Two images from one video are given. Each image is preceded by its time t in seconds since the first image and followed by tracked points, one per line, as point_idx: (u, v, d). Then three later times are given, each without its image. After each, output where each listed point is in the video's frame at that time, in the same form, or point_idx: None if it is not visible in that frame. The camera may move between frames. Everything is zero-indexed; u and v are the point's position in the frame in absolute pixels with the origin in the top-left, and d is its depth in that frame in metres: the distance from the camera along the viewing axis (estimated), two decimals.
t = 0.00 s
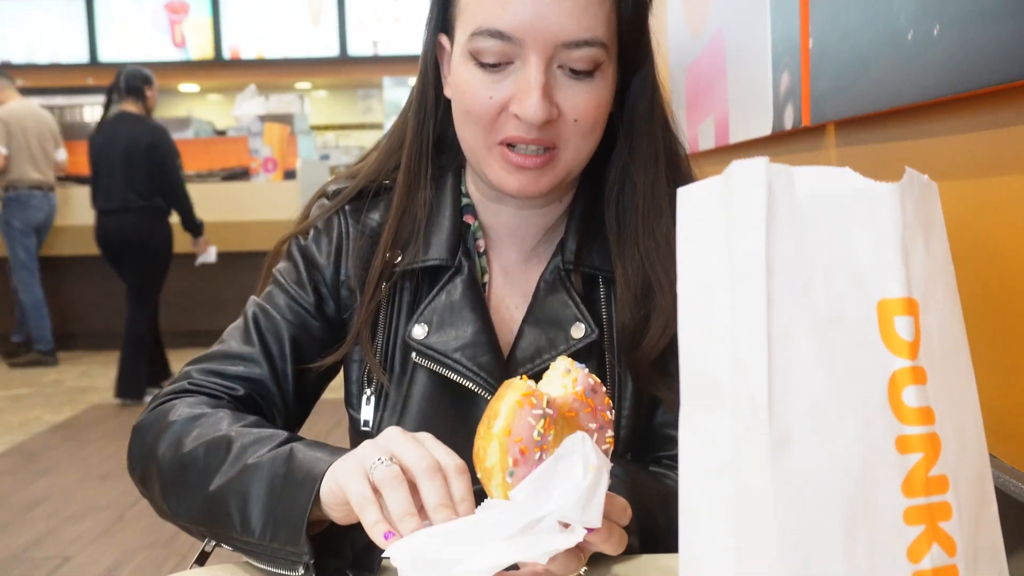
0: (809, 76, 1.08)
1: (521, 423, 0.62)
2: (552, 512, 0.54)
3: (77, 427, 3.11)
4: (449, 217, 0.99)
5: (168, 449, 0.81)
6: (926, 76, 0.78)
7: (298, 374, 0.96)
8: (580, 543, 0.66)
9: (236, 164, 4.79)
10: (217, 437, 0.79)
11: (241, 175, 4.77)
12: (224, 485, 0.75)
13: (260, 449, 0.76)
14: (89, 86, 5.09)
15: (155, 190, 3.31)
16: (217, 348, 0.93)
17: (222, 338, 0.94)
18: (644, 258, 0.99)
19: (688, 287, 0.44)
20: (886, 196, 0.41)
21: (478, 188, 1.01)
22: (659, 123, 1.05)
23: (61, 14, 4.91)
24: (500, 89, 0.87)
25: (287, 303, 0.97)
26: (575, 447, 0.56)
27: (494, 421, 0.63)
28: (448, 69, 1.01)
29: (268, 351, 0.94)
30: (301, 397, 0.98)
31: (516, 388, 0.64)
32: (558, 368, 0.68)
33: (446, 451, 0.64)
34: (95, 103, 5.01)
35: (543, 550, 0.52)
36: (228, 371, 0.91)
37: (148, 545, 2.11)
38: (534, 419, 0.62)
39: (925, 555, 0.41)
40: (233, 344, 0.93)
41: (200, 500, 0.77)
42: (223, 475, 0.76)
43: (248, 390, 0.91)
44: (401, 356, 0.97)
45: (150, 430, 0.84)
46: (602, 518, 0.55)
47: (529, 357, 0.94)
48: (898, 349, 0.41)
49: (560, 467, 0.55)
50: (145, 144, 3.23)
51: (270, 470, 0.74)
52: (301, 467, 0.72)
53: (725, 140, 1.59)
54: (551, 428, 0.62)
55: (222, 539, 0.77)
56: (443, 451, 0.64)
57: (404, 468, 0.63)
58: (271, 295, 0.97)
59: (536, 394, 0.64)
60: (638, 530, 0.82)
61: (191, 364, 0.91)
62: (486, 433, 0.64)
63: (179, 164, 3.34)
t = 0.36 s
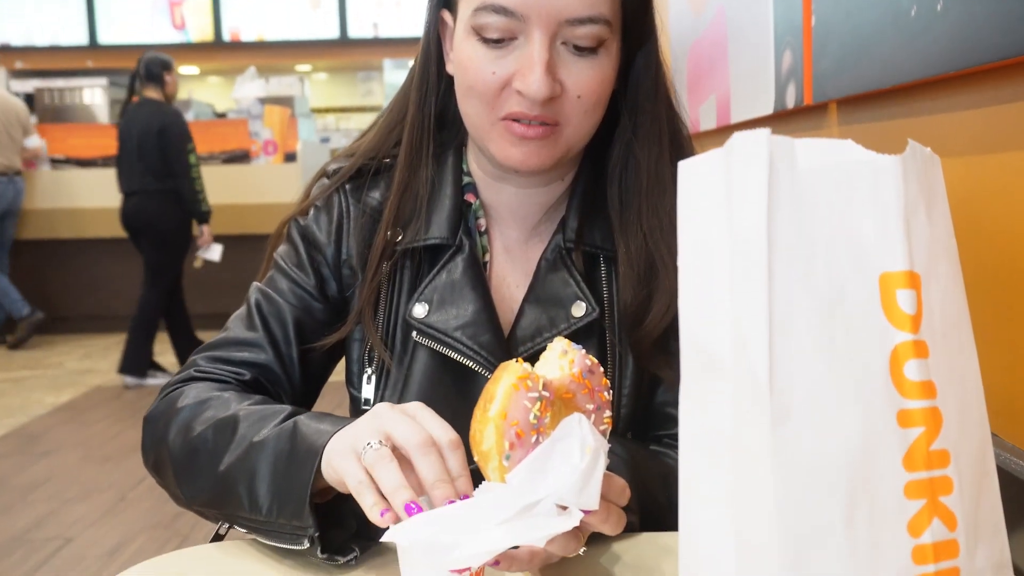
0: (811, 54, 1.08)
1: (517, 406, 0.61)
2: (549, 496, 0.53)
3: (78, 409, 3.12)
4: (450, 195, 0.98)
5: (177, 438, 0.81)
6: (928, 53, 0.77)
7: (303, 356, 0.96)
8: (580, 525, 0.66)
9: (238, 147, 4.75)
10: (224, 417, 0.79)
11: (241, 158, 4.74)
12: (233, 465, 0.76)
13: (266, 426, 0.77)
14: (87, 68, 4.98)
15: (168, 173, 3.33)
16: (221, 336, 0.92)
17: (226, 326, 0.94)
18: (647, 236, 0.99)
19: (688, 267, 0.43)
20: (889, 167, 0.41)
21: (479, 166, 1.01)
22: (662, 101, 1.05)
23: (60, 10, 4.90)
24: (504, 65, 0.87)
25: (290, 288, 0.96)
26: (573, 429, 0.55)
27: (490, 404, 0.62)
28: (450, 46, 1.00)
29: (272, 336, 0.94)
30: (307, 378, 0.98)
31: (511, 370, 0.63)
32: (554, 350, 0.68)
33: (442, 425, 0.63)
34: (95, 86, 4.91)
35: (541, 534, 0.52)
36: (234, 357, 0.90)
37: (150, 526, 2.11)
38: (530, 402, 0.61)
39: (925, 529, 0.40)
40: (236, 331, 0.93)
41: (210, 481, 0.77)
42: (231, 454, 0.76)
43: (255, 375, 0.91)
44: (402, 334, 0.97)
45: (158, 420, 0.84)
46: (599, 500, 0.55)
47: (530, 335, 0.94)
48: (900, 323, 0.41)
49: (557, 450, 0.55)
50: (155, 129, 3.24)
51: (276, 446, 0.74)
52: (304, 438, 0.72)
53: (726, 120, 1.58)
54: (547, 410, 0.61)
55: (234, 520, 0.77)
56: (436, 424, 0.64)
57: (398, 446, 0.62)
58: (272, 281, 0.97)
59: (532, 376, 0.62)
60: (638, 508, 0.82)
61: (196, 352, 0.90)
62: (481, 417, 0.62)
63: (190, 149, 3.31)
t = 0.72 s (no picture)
0: (813, 40, 1.07)
1: (515, 397, 0.60)
2: (549, 487, 0.53)
3: (78, 396, 3.12)
4: (451, 180, 0.98)
5: (181, 421, 0.81)
6: (929, 40, 0.77)
7: (305, 341, 0.96)
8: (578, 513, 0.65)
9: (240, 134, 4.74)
10: (227, 395, 0.79)
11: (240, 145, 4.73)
12: (238, 441, 0.76)
13: (270, 399, 0.77)
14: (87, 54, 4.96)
15: (187, 150, 3.33)
16: (222, 322, 0.92)
17: (226, 313, 0.94)
18: (649, 225, 0.99)
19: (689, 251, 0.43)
20: (890, 152, 0.40)
21: (480, 150, 1.00)
22: (667, 89, 1.05)
23: None
24: (507, 50, 0.86)
25: (291, 274, 0.96)
26: (571, 418, 0.56)
27: (489, 394, 0.62)
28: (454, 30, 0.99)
29: (273, 321, 0.93)
30: (308, 361, 0.98)
31: (510, 360, 0.63)
32: (553, 339, 0.68)
33: (437, 403, 0.63)
34: (94, 72, 4.92)
35: (538, 524, 0.51)
36: (233, 342, 0.90)
37: (150, 512, 2.11)
38: (529, 392, 0.60)
39: (925, 514, 0.40)
40: (237, 317, 0.93)
41: (216, 461, 0.77)
42: (237, 430, 0.76)
43: (257, 360, 0.91)
44: (403, 319, 0.97)
45: (162, 405, 0.84)
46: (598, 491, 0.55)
47: (530, 322, 0.94)
48: (900, 308, 0.41)
49: (556, 439, 0.55)
50: (171, 111, 3.27)
51: (281, 419, 0.73)
52: (307, 407, 0.72)
53: (728, 107, 1.58)
54: (546, 399, 0.61)
55: (242, 498, 0.77)
56: (432, 403, 0.63)
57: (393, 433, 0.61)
58: (273, 267, 0.97)
59: (530, 365, 0.62)
60: (638, 493, 0.82)
61: (197, 339, 0.90)
62: (480, 407, 0.63)
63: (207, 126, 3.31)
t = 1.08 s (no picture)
0: (815, 27, 1.07)
1: (531, 385, 0.60)
2: (561, 475, 0.53)
3: (77, 385, 3.12)
4: (455, 166, 0.98)
5: (178, 392, 0.81)
6: (931, 27, 0.77)
7: (302, 325, 0.96)
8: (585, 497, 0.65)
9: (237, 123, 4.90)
10: (225, 364, 0.79)
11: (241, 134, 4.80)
12: (238, 407, 0.75)
13: (271, 363, 0.77)
14: (86, 43, 4.88)
15: (206, 147, 3.31)
16: (221, 301, 0.92)
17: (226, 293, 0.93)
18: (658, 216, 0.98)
19: (689, 230, 0.43)
20: (894, 134, 0.40)
21: (485, 135, 1.00)
22: (677, 82, 1.05)
23: None
24: (520, 37, 0.86)
25: (293, 257, 0.96)
26: (584, 407, 0.55)
27: (503, 382, 0.61)
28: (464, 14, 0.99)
29: (273, 302, 0.93)
30: (307, 337, 0.98)
31: (525, 349, 0.62)
32: (566, 327, 0.67)
33: (437, 388, 0.62)
34: (94, 61, 4.88)
35: (551, 514, 0.51)
36: (233, 322, 0.90)
37: (150, 500, 2.12)
38: (544, 381, 0.60)
39: (927, 497, 0.40)
40: (237, 297, 0.93)
41: (214, 429, 0.77)
42: (237, 396, 0.76)
43: (254, 338, 0.90)
44: (405, 303, 0.97)
45: (160, 378, 0.84)
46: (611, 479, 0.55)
47: (533, 308, 0.94)
48: (903, 291, 0.41)
49: (569, 427, 0.55)
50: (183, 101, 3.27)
51: (282, 384, 0.73)
52: (306, 370, 0.71)
53: (728, 94, 1.58)
54: (559, 388, 0.61)
55: (240, 470, 0.76)
56: (432, 388, 0.62)
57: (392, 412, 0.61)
58: (275, 249, 0.97)
59: (545, 355, 0.62)
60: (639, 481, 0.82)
61: (196, 317, 0.90)
62: (494, 394, 0.62)
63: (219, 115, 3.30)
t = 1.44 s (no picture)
0: (817, 13, 1.06)
1: (527, 356, 0.60)
2: (557, 446, 0.53)
3: (76, 373, 3.12)
4: (456, 152, 0.97)
5: (192, 388, 0.80)
6: (934, 11, 0.76)
7: (309, 313, 0.96)
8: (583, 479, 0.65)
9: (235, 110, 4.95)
10: (242, 362, 0.79)
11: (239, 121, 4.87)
12: (258, 405, 0.74)
13: (288, 363, 0.76)
14: (85, 31, 4.79)
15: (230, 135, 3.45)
16: (229, 291, 0.91)
17: (233, 281, 0.93)
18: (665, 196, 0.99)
19: (693, 214, 0.43)
20: (897, 119, 0.40)
21: (488, 122, 1.00)
22: (680, 60, 1.05)
23: None
24: (519, 18, 0.85)
25: (298, 245, 0.96)
26: (581, 379, 0.55)
27: (500, 355, 0.61)
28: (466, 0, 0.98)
29: (280, 291, 0.93)
30: (315, 329, 0.98)
31: (522, 321, 0.62)
32: (563, 302, 0.67)
33: (446, 372, 0.64)
34: (93, 48, 4.84)
35: (547, 482, 0.51)
36: (240, 312, 0.90)
37: (150, 487, 2.12)
38: (540, 352, 0.60)
39: (929, 484, 0.40)
40: (244, 287, 0.92)
41: (230, 426, 0.76)
42: (254, 396, 0.75)
43: (262, 330, 0.90)
44: (409, 290, 0.97)
45: (172, 372, 0.84)
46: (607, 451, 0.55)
47: (537, 295, 0.94)
48: (907, 277, 0.41)
49: (567, 399, 0.56)
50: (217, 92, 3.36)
51: (302, 384, 0.72)
52: (326, 371, 0.71)
53: (729, 82, 1.57)
54: (556, 360, 0.61)
55: (256, 467, 0.76)
56: (441, 370, 0.64)
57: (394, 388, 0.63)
58: (280, 237, 0.96)
59: (542, 326, 0.61)
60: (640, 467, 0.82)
61: (202, 308, 0.90)
62: (491, 366, 0.62)
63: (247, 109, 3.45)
